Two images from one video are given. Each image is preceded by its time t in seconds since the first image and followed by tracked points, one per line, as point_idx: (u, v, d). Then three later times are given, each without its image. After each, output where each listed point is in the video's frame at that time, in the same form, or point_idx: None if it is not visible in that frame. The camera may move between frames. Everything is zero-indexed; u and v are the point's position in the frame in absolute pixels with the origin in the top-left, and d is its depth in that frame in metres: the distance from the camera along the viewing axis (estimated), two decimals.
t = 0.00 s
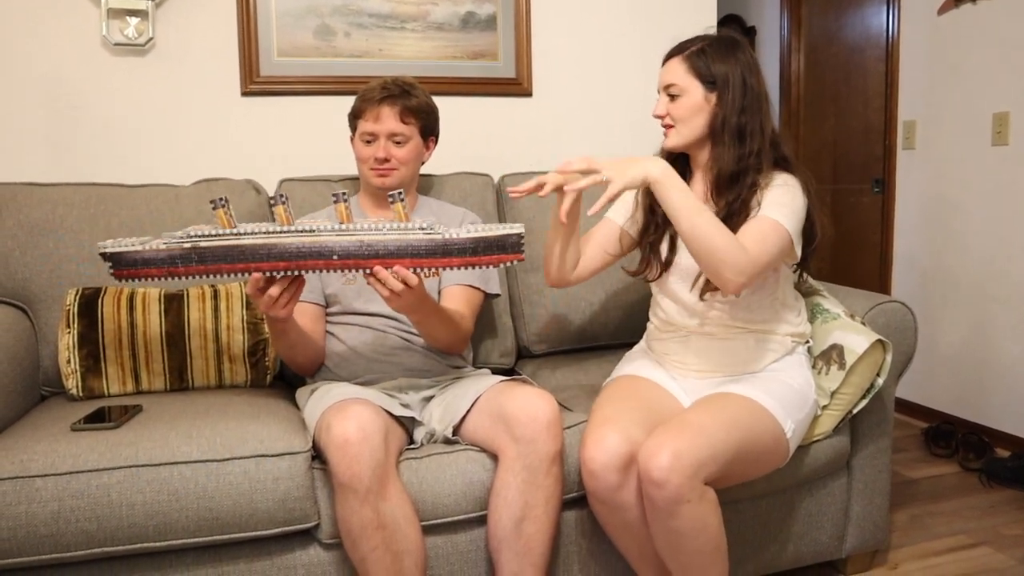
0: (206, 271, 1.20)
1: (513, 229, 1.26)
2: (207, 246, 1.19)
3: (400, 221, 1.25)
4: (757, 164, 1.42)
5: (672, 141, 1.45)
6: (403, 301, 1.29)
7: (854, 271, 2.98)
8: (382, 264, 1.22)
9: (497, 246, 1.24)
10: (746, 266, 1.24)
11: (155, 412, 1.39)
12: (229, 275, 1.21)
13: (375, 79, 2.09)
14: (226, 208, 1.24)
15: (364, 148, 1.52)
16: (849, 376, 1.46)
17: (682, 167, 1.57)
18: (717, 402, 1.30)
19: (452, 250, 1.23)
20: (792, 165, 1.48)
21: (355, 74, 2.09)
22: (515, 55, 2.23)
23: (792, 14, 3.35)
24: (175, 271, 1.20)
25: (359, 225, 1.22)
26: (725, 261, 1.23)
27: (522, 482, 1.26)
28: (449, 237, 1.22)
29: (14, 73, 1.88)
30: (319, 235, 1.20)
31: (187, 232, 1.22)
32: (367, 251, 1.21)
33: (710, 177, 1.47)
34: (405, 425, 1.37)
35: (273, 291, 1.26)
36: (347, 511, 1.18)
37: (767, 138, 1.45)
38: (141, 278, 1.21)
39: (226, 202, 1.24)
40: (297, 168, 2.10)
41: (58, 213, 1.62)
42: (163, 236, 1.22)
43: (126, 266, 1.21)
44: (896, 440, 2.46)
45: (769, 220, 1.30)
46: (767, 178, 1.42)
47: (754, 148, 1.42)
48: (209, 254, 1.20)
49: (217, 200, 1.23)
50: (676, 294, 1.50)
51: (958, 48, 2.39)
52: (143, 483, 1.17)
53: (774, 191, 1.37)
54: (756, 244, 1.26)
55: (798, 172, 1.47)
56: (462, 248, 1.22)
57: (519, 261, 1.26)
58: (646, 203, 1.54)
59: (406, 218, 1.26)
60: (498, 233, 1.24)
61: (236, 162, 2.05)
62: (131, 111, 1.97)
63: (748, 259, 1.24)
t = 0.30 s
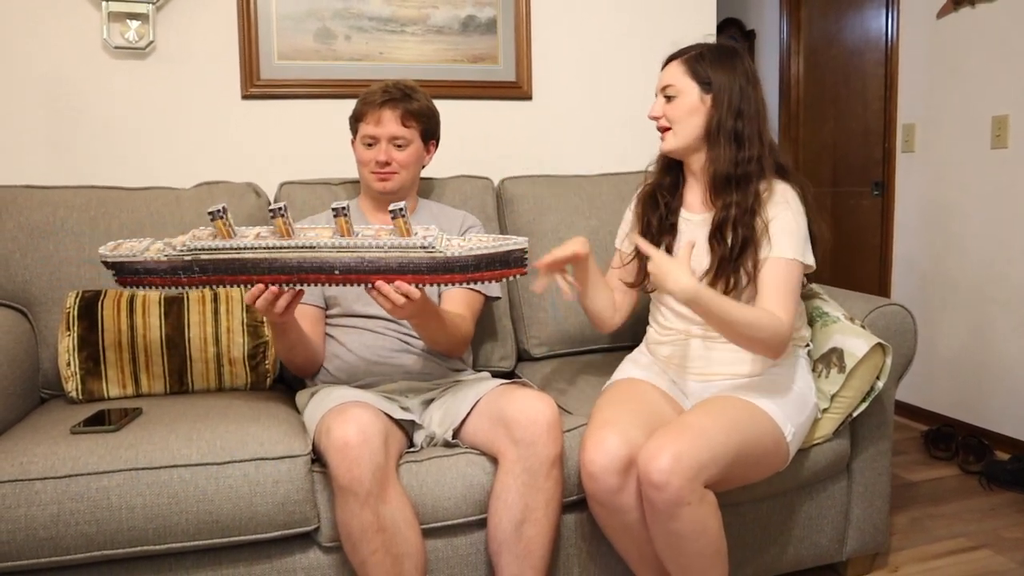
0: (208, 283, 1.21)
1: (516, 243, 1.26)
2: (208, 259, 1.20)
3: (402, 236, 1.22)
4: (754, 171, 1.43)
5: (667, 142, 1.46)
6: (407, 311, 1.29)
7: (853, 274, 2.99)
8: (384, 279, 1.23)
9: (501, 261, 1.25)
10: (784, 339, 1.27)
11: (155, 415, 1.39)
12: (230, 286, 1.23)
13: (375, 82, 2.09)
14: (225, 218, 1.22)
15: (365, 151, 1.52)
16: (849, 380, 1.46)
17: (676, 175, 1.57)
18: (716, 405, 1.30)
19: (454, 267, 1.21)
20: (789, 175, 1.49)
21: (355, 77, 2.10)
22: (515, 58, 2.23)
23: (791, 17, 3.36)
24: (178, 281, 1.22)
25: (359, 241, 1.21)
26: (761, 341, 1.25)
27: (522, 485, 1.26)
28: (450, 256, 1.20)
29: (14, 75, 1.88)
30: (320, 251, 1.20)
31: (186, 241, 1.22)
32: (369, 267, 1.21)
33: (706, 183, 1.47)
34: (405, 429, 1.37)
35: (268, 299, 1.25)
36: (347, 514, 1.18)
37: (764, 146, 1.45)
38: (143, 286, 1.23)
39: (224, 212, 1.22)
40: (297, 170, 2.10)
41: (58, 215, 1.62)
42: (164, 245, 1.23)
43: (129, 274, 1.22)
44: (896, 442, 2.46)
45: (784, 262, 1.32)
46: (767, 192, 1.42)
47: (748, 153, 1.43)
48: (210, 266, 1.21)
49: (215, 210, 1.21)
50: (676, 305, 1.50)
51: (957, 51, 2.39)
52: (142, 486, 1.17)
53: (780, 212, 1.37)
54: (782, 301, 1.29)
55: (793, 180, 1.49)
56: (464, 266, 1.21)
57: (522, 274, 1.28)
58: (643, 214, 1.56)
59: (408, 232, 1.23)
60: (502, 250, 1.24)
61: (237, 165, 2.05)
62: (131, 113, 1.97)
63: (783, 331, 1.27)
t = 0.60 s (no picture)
0: (205, 289, 1.21)
1: (510, 238, 1.26)
2: (201, 266, 1.19)
3: (395, 237, 1.21)
4: (754, 173, 1.43)
5: (664, 144, 1.45)
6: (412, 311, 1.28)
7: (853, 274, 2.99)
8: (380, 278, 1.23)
9: (495, 255, 1.25)
10: (796, 358, 1.35)
11: (155, 414, 1.39)
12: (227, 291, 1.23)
13: (374, 81, 2.09)
14: (216, 225, 1.20)
15: (365, 150, 1.52)
16: (849, 380, 1.46)
17: (673, 178, 1.56)
18: (717, 404, 1.30)
19: (449, 265, 1.22)
20: (788, 175, 1.48)
21: (354, 76, 2.10)
22: (515, 58, 2.23)
23: (791, 16, 3.36)
24: (176, 288, 1.22)
25: (352, 243, 1.19)
26: (767, 372, 1.32)
27: (522, 484, 1.26)
28: (445, 255, 1.20)
29: (14, 74, 1.88)
30: (312, 255, 1.19)
31: (179, 248, 1.21)
32: (365, 269, 1.20)
33: (705, 186, 1.47)
34: (405, 428, 1.37)
35: (265, 302, 1.25)
36: (347, 513, 1.18)
37: (763, 148, 1.46)
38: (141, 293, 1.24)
39: (214, 219, 1.20)
40: (297, 170, 2.10)
41: (58, 215, 1.61)
42: (158, 253, 1.22)
43: (125, 284, 1.23)
44: (896, 442, 2.46)
45: (789, 275, 1.35)
46: (768, 195, 1.42)
47: (748, 155, 1.42)
48: (205, 273, 1.20)
49: (206, 218, 1.19)
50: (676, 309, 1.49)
51: (957, 51, 2.39)
52: (142, 486, 1.17)
53: (782, 219, 1.38)
54: (788, 322, 1.36)
55: (793, 181, 1.48)
56: (459, 263, 1.22)
57: (517, 268, 1.29)
58: (642, 218, 1.54)
59: (400, 232, 1.21)
60: (496, 245, 1.25)
61: (236, 164, 2.05)
62: (131, 112, 1.97)
63: (791, 351, 1.34)
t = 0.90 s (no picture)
0: (204, 288, 1.20)
1: (505, 233, 1.27)
2: (201, 263, 1.19)
3: (391, 232, 1.21)
4: (753, 174, 1.43)
5: (661, 146, 1.45)
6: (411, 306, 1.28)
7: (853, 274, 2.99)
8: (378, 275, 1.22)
9: (491, 250, 1.26)
10: (795, 359, 1.35)
11: (155, 414, 1.39)
12: (225, 289, 1.22)
13: (375, 81, 2.09)
14: (214, 224, 1.20)
15: (366, 145, 1.52)
16: (850, 380, 1.46)
17: (671, 179, 1.56)
18: (717, 403, 1.31)
19: (446, 260, 1.22)
20: (787, 176, 1.49)
21: (355, 76, 2.10)
22: (515, 58, 2.23)
23: (791, 16, 3.36)
24: (173, 287, 1.21)
25: (348, 240, 1.19)
26: (766, 377, 1.33)
27: (523, 484, 1.26)
28: (441, 250, 1.20)
29: (14, 75, 1.88)
30: (310, 252, 1.19)
31: (178, 246, 1.21)
32: (363, 265, 1.20)
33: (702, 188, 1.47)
34: (406, 428, 1.37)
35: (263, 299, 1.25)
36: (348, 513, 1.18)
37: (762, 149, 1.46)
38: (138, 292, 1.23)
39: (214, 217, 1.19)
40: (297, 169, 2.10)
41: (58, 214, 1.62)
42: (155, 251, 1.22)
43: (122, 283, 1.21)
44: (895, 442, 2.46)
45: (788, 278, 1.36)
46: (767, 197, 1.42)
47: (747, 158, 1.43)
48: (204, 270, 1.19)
49: (205, 216, 1.19)
50: (678, 311, 1.49)
51: (958, 51, 2.39)
52: (143, 485, 1.17)
53: (782, 220, 1.38)
54: (785, 323, 1.36)
55: (792, 182, 1.48)
56: (455, 258, 1.22)
57: (514, 262, 1.29)
58: (641, 217, 1.53)
59: (397, 227, 1.21)
60: (491, 240, 1.25)
61: (237, 164, 2.05)
62: (131, 111, 1.97)
63: (787, 355, 1.34)
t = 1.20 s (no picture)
0: (203, 289, 1.21)
1: (505, 222, 1.27)
2: (199, 265, 1.19)
3: (390, 226, 1.21)
4: (749, 176, 1.42)
5: (656, 149, 1.46)
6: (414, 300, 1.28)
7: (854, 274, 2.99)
8: (378, 271, 1.23)
9: (491, 240, 1.25)
10: (797, 361, 1.36)
11: (156, 413, 1.39)
12: (226, 289, 1.23)
13: (375, 80, 2.09)
14: (212, 224, 1.19)
15: (369, 146, 1.52)
16: (852, 380, 1.46)
17: (672, 179, 1.56)
18: (718, 403, 1.31)
19: (445, 252, 1.22)
20: (787, 176, 1.48)
21: (356, 75, 2.09)
22: (516, 57, 2.23)
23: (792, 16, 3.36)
24: (172, 289, 1.22)
25: (347, 236, 1.19)
26: (769, 378, 1.33)
27: (524, 484, 1.26)
28: (440, 242, 1.20)
29: (15, 74, 1.88)
30: (310, 248, 1.19)
31: (177, 248, 1.21)
32: (362, 261, 1.20)
33: (697, 191, 1.47)
34: (407, 427, 1.37)
35: (262, 300, 1.25)
36: (349, 512, 1.18)
37: (758, 151, 1.44)
38: (138, 295, 1.24)
39: (211, 218, 1.18)
40: (298, 169, 2.10)
41: (59, 214, 1.62)
42: (155, 254, 1.22)
43: (122, 288, 1.22)
44: (896, 442, 2.46)
45: (790, 278, 1.36)
46: (766, 200, 1.42)
47: (740, 163, 1.42)
48: (203, 272, 1.20)
49: (202, 217, 1.18)
50: (680, 313, 1.49)
51: (959, 50, 2.39)
52: (145, 484, 1.17)
53: (782, 223, 1.39)
54: (787, 324, 1.36)
55: (792, 183, 1.48)
56: (455, 250, 1.22)
57: (513, 251, 1.29)
58: (641, 216, 1.54)
59: (396, 222, 1.22)
60: (491, 229, 1.25)
61: (238, 163, 2.05)
62: (132, 111, 1.96)
63: (789, 355, 1.34)
